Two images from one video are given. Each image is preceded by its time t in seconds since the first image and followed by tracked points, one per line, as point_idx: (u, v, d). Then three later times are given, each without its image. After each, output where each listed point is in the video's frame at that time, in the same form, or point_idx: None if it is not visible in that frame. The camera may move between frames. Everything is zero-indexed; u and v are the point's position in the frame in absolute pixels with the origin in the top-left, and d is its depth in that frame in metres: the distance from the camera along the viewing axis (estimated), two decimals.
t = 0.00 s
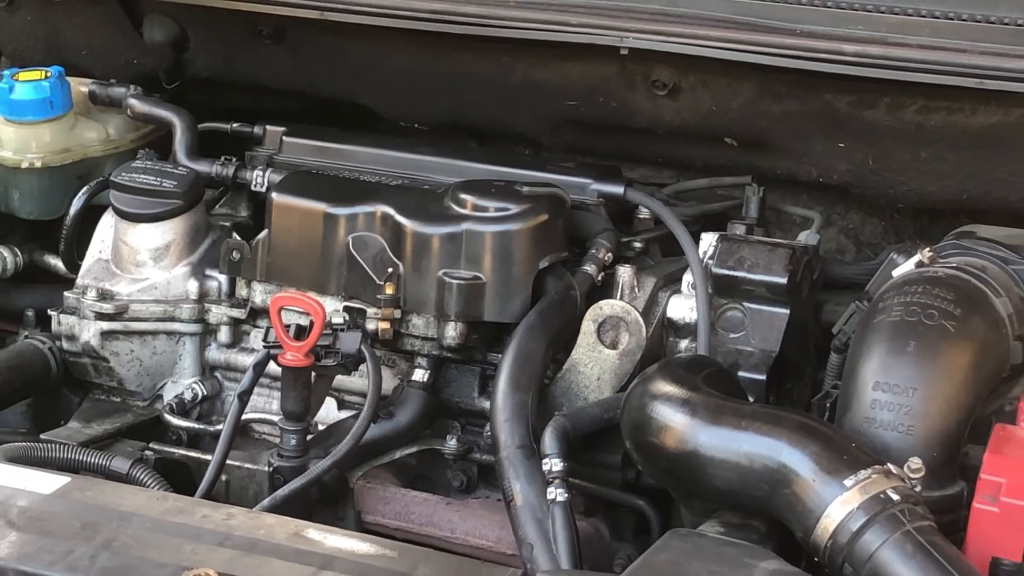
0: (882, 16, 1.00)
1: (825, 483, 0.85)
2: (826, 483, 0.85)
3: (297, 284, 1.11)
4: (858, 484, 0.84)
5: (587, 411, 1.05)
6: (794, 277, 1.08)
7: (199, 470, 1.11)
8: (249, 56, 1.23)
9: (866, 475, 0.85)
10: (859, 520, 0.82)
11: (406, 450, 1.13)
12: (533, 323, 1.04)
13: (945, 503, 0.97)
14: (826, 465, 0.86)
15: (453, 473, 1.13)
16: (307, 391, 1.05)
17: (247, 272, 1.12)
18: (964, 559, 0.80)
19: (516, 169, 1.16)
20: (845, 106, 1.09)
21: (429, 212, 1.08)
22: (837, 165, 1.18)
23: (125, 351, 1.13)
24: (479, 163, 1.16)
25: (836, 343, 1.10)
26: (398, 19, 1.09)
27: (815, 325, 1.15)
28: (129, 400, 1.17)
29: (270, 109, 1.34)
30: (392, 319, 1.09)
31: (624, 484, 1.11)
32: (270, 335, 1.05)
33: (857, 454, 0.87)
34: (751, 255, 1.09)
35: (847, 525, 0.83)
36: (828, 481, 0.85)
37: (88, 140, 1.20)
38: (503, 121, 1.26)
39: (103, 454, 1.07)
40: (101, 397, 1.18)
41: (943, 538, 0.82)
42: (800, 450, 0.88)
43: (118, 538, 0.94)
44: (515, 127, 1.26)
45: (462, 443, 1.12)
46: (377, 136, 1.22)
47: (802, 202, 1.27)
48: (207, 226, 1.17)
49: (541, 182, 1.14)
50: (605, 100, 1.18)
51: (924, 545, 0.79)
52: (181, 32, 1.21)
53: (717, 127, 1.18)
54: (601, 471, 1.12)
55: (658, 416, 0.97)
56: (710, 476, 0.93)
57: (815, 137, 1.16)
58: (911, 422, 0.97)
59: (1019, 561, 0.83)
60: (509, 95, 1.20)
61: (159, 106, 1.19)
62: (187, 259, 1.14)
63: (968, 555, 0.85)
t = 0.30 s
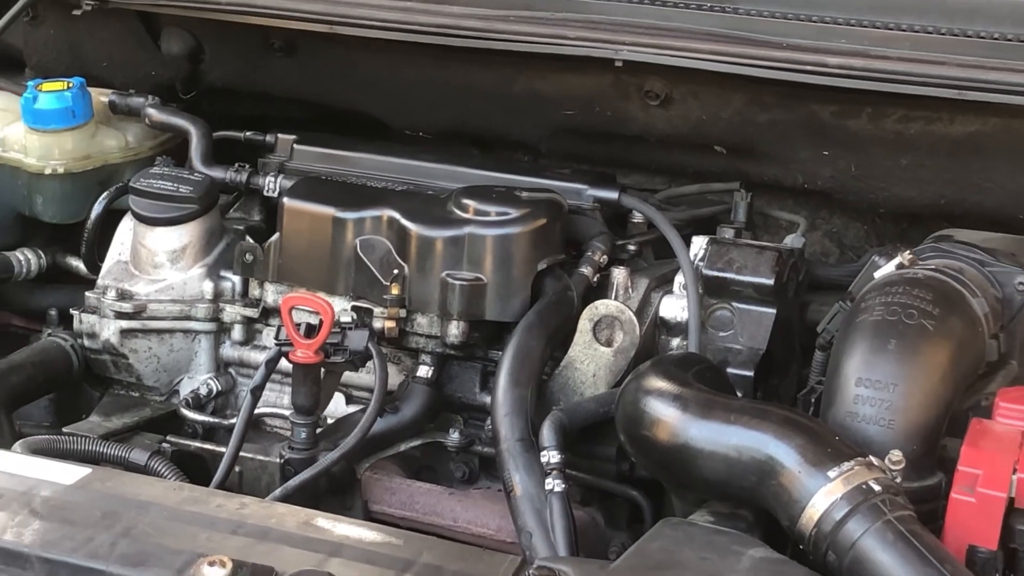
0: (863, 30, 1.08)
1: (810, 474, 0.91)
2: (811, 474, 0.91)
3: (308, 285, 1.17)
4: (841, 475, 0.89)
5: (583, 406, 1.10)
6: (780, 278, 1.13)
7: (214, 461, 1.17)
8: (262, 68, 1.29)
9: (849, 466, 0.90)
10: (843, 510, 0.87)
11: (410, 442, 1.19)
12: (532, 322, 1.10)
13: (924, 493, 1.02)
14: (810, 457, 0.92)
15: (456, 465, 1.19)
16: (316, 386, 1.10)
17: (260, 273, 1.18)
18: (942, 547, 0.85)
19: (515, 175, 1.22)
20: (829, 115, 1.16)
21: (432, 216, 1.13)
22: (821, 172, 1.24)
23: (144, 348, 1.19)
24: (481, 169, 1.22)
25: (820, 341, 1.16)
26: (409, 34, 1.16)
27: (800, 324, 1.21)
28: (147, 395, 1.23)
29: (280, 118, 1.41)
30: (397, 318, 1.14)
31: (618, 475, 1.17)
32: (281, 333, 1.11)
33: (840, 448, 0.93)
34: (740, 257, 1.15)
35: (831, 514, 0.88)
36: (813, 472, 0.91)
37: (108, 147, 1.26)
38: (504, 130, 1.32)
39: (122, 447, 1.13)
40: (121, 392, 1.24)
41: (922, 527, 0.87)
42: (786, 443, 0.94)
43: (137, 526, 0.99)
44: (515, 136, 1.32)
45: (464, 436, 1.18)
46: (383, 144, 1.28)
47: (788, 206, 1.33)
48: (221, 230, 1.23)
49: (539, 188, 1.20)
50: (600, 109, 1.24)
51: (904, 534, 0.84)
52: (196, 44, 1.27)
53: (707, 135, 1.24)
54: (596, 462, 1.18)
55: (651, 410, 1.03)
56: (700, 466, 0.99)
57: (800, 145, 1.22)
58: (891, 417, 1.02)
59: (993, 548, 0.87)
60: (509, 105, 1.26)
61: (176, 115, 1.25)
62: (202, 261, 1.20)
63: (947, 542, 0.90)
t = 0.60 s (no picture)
0: (843, 45, 1.17)
1: (793, 463, 0.98)
2: (794, 464, 0.98)
3: (321, 284, 1.24)
4: (823, 464, 0.97)
5: (580, 398, 1.18)
6: (765, 278, 1.20)
7: (231, 450, 1.24)
8: (277, 80, 1.37)
9: (830, 456, 0.97)
10: (824, 497, 0.95)
11: (417, 433, 1.26)
12: (532, 320, 1.16)
13: (901, 481, 1.09)
14: (794, 447, 0.99)
15: (459, 455, 1.26)
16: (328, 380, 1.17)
17: (275, 273, 1.25)
18: (918, 532, 0.92)
19: (516, 181, 1.29)
20: (811, 125, 1.24)
21: (438, 220, 1.20)
22: (805, 178, 1.32)
23: (166, 344, 1.27)
24: (484, 176, 1.29)
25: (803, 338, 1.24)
26: (416, 47, 1.23)
27: (784, 321, 1.29)
28: (169, 388, 1.31)
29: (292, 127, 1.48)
30: (405, 316, 1.22)
31: (612, 464, 1.25)
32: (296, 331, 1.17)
33: (823, 439, 1.00)
34: (728, 259, 1.22)
35: (813, 500, 0.95)
36: (796, 461, 0.98)
37: (132, 155, 1.33)
38: (505, 139, 1.39)
39: (146, 437, 1.20)
40: (145, 385, 1.32)
41: (897, 513, 0.94)
42: (771, 434, 1.01)
43: (158, 511, 1.02)
44: (515, 144, 1.40)
45: (467, 427, 1.26)
46: (391, 152, 1.36)
47: (772, 210, 1.40)
48: (238, 232, 1.30)
49: (538, 194, 1.27)
50: (596, 119, 1.32)
51: (881, 519, 0.91)
52: (215, 57, 1.35)
53: (697, 143, 1.32)
54: (592, 451, 1.26)
55: (644, 402, 1.10)
56: (689, 454, 1.06)
57: (785, 153, 1.29)
58: (870, 409, 1.09)
59: (966, 534, 0.93)
60: (511, 115, 1.34)
61: (196, 124, 1.32)
62: (221, 262, 1.27)
63: (921, 528, 0.96)
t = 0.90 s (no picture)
0: (828, 57, 1.24)
1: (780, 455, 1.04)
2: (781, 455, 1.04)
3: (330, 284, 1.31)
4: (808, 455, 1.03)
5: (577, 393, 1.24)
6: (753, 278, 1.27)
7: (246, 441, 1.30)
8: (288, 89, 1.43)
9: (814, 447, 1.04)
10: (808, 486, 1.01)
11: (421, 425, 1.32)
12: (531, 318, 1.23)
13: (881, 471, 1.15)
14: (780, 439, 1.05)
15: (463, 446, 1.33)
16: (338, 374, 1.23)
17: (287, 273, 1.32)
18: (898, 520, 0.98)
19: (517, 186, 1.35)
20: (798, 133, 1.31)
21: (442, 223, 1.27)
22: (791, 183, 1.39)
23: (184, 340, 1.33)
24: (486, 181, 1.36)
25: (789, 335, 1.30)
26: (420, 58, 1.29)
27: (771, 320, 1.36)
28: (186, 382, 1.37)
29: (302, 134, 1.55)
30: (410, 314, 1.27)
31: (607, 455, 1.31)
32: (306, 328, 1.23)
33: (807, 431, 1.06)
34: (717, 260, 1.29)
35: (798, 490, 1.02)
36: (782, 453, 1.04)
37: (151, 160, 1.40)
38: (506, 145, 1.46)
39: (164, 429, 1.26)
40: (163, 379, 1.39)
41: (881, 502, 1.00)
42: (758, 426, 1.07)
43: (176, 500, 1.07)
44: (515, 151, 1.47)
45: (470, 420, 1.32)
46: (398, 158, 1.43)
47: (761, 213, 1.48)
48: (253, 234, 1.37)
49: (538, 198, 1.34)
50: (593, 127, 1.38)
51: (863, 508, 0.97)
52: (231, 68, 1.42)
53: (689, 151, 1.38)
54: (588, 443, 1.33)
55: (637, 396, 1.17)
56: (680, 445, 1.13)
57: (772, 160, 1.36)
58: (852, 402, 1.15)
59: (944, 521, 0.99)
60: (512, 123, 1.40)
61: (212, 132, 1.38)
62: (236, 262, 1.34)
63: (902, 517, 1.02)
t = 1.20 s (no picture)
0: (815, 67, 1.30)
1: (768, 447, 1.10)
2: (768, 447, 1.10)
3: (339, 283, 1.37)
4: (794, 447, 1.09)
5: (574, 387, 1.30)
6: (743, 278, 1.32)
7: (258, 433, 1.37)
8: (298, 97, 1.50)
9: (801, 440, 1.09)
10: (795, 477, 1.07)
11: (424, 419, 1.38)
12: (530, 315, 1.29)
13: (865, 463, 1.21)
14: (768, 432, 1.11)
15: (465, 439, 1.39)
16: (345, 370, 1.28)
17: (297, 273, 1.38)
18: (881, 509, 1.03)
19: (517, 190, 1.41)
20: (785, 140, 1.37)
21: (445, 225, 1.32)
22: (779, 187, 1.45)
23: (198, 337, 1.40)
24: (487, 185, 1.43)
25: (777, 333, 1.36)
26: (423, 67, 1.35)
27: (760, 318, 1.42)
28: (200, 377, 1.44)
29: (312, 140, 1.62)
30: (414, 312, 1.33)
31: (603, 447, 1.37)
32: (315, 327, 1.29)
33: (795, 424, 1.12)
34: (708, 260, 1.34)
35: (786, 480, 1.07)
36: (770, 445, 1.10)
37: (167, 165, 1.46)
38: (506, 151, 1.52)
39: (179, 422, 1.32)
40: (179, 374, 1.45)
41: (864, 493, 1.06)
42: (747, 419, 1.13)
43: (190, 489, 1.13)
44: (515, 156, 1.53)
45: (471, 413, 1.39)
46: (403, 164, 1.49)
47: (751, 216, 1.55)
48: (264, 236, 1.43)
49: (537, 201, 1.40)
50: (590, 133, 1.44)
51: (847, 498, 1.03)
52: (244, 77, 1.48)
53: (681, 156, 1.45)
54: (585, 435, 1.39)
55: (632, 391, 1.23)
56: (673, 437, 1.19)
57: (762, 165, 1.42)
58: (838, 397, 1.21)
59: (924, 510, 1.05)
60: (512, 129, 1.47)
61: (226, 138, 1.45)
62: (248, 262, 1.40)
63: (884, 507, 1.08)
